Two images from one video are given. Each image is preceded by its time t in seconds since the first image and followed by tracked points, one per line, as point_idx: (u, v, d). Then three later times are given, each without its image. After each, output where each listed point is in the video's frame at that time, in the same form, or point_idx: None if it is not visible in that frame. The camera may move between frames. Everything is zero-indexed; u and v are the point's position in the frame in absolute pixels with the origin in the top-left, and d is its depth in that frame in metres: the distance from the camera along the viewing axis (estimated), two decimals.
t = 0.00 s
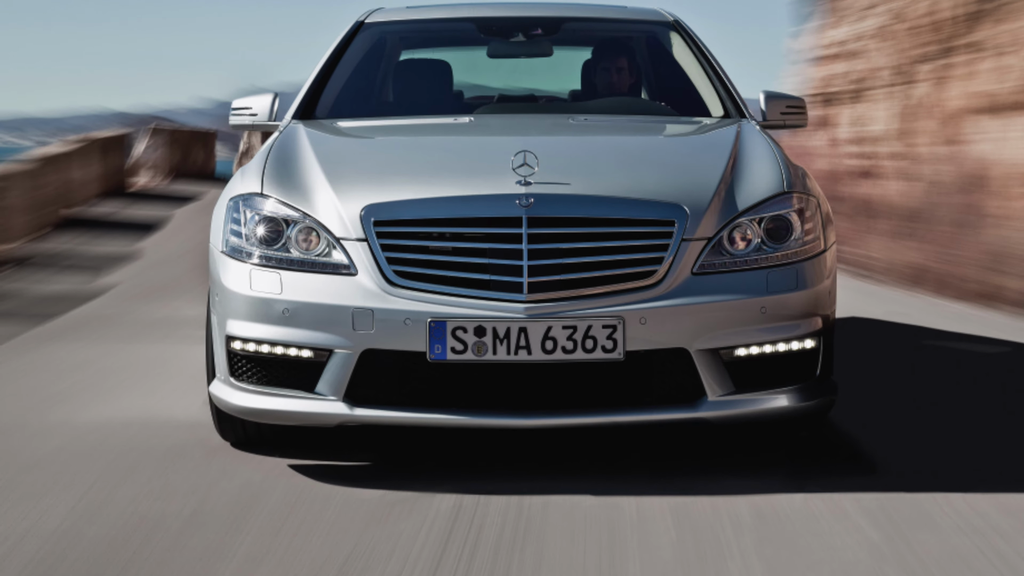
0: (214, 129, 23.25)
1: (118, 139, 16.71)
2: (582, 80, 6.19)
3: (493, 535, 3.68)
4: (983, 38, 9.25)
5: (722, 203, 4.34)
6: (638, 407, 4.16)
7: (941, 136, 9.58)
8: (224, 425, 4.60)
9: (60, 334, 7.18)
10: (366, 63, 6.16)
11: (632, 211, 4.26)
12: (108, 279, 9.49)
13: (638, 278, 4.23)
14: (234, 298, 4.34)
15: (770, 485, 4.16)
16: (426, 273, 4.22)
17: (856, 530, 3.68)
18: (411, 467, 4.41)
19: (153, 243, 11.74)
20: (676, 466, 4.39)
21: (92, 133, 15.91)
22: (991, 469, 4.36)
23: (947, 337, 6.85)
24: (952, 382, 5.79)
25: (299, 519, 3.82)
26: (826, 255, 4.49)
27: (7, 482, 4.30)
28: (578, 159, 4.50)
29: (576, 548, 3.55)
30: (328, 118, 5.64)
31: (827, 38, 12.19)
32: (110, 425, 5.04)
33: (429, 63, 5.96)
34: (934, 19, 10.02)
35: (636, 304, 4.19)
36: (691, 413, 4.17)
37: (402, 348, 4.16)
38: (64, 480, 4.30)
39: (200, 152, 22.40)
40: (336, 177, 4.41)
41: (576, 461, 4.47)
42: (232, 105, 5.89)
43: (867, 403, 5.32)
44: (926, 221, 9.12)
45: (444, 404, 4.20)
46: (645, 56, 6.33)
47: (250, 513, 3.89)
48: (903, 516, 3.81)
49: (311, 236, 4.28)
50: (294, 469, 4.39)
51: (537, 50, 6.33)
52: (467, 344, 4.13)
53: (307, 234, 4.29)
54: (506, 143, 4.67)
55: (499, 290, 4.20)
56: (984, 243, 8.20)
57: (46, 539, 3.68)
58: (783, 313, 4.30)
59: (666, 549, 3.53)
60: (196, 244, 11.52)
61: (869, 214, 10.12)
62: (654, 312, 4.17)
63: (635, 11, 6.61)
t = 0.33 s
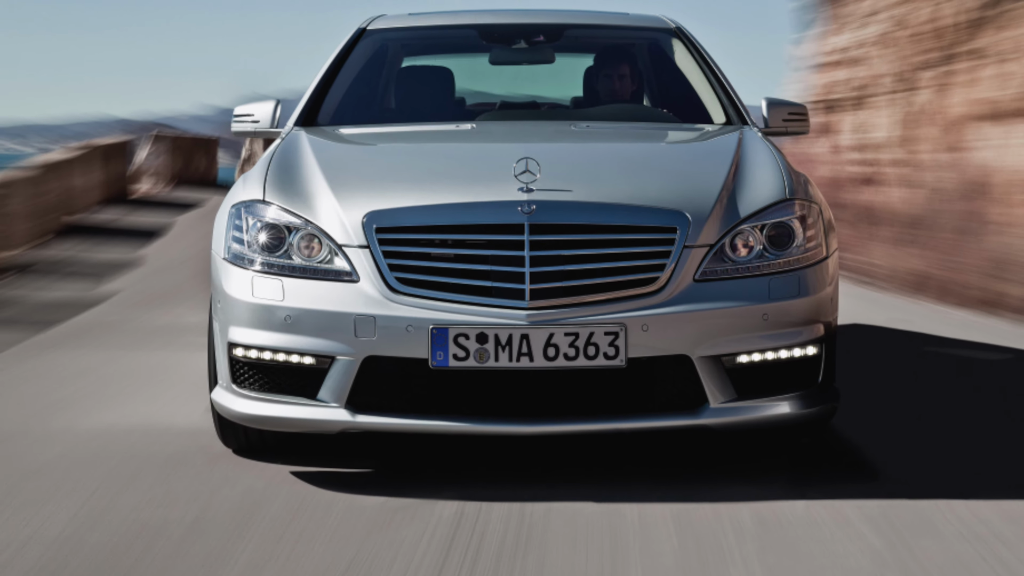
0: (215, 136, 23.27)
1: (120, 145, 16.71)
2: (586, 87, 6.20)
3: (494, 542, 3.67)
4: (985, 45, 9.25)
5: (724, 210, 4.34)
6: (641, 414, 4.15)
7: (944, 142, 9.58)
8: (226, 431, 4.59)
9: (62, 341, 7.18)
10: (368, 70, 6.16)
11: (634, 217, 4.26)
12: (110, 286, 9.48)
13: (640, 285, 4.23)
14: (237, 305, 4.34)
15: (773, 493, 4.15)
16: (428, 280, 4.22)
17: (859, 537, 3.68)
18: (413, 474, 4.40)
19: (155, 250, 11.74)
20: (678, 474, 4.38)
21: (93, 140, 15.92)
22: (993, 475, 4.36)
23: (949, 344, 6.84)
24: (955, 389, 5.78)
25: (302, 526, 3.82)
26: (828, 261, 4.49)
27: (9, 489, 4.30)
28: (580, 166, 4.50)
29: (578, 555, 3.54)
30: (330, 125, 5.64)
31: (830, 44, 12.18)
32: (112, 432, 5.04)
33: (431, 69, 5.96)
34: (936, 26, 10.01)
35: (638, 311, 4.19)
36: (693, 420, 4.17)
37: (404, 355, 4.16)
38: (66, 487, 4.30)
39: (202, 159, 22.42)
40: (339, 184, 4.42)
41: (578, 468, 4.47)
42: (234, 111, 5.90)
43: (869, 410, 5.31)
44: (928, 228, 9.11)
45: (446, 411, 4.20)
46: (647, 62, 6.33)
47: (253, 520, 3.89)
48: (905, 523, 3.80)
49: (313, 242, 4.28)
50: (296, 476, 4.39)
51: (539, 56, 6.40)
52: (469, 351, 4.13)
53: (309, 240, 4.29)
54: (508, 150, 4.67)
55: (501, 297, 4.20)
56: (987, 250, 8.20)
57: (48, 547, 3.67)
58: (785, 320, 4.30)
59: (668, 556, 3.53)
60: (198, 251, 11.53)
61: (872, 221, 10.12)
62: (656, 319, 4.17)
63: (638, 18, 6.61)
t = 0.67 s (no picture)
0: (218, 145, 23.29)
1: (122, 154, 16.73)
2: (588, 96, 6.22)
3: (497, 550, 3.67)
4: (987, 54, 9.26)
5: (727, 218, 4.34)
6: (642, 422, 4.15)
7: (946, 151, 9.57)
8: (228, 440, 4.60)
9: (64, 350, 7.18)
10: (370, 78, 6.18)
11: (636, 226, 4.26)
12: (112, 294, 9.49)
13: (642, 293, 4.23)
14: (239, 314, 4.34)
15: (775, 501, 4.15)
16: (430, 288, 4.22)
17: (861, 545, 3.67)
18: (415, 483, 4.40)
19: (157, 259, 11.75)
20: (681, 482, 4.38)
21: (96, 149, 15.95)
22: (996, 484, 4.35)
23: (952, 353, 6.84)
24: (958, 397, 5.78)
25: (304, 535, 3.82)
26: (831, 270, 4.49)
27: (12, 498, 4.30)
28: (581, 175, 4.51)
29: (581, 563, 3.54)
30: (332, 134, 5.65)
31: (831, 53, 12.19)
32: (114, 441, 5.04)
33: (431, 77, 5.95)
34: (938, 34, 10.02)
35: (640, 319, 4.19)
36: (695, 429, 4.17)
37: (407, 363, 4.16)
38: (69, 495, 4.30)
39: (204, 168, 22.43)
40: (341, 193, 4.42)
41: (580, 476, 4.46)
42: (237, 120, 5.92)
43: (872, 418, 5.31)
44: (931, 237, 9.12)
45: (448, 420, 4.20)
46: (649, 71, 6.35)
47: (255, 528, 3.89)
48: (908, 531, 3.80)
49: (315, 251, 4.29)
50: (298, 484, 4.39)
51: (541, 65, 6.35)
52: (471, 360, 4.13)
53: (311, 249, 4.29)
54: (510, 159, 4.68)
55: (503, 305, 4.20)
56: (990, 258, 8.20)
57: (51, 555, 3.68)
58: (787, 329, 4.30)
59: (670, 564, 3.53)
60: (200, 259, 11.54)
61: (874, 230, 10.12)
62: (658, 328, 4.17)
63: (640, 27, 6.62)
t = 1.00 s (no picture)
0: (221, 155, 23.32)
1: (125, 165, 16.77)
2: (591, 105, 6.20)
3: (500, 560, 3.67)
4: (990, 64, 9.26)
5: (730, 228, 4.35)
6: (646, 433, 4.15)
7: (949, 161, 9.57)
8: (232, 450, 4.60)
9: (67, 360, 7.19)
10: (374, 89, 6.19)
11: (639, 236, 4.27)
12: (115, 305, 9.51)
13: (645, 303, 4.23)
14: (242, 324, 4.35)
15: (778, 511, 4.15)
16: (434, 298, 4.22)
17: (864, 556, 3.67)
18: (418, 493, 4.40)
19: (160, 269, 11.77)
20: (684, 492, 4.38)
21: (99, 159, 15.97)
22: (999, 494, 4.35)
23: (955, 363, 6.84)
24: (961, 408, 5.77)
25: (308, 545, 3.82)
26: (834, 280, 4.49)
27: (14, 508, 4.30)
28: (584, 185, 4.51)
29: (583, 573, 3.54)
30: (335, 144, 5.65)
31: (835, 63, 12.19)
32: (117, 451, 5.05)
33: (435, 87, 5.97)
34: (942, 45, 10.02)
35: (643, 330, 4.19)
36: (698, 439, 4.17)
37: (410, 373, 4.16)
38: (72, 506, 4.30)
39: (207, 178, 22.45)
40: (344, 204, 4.42)
41: (583, 487, 4.46)
42: (240, 131, 5.92)
43: (875, 429, 5.30)
44: (934, 247, 9.12)
45: (450, 431, 4.20)
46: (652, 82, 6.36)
47: (258, 539, 3.89)
48: (911, 542, 3.79)
49: (318, 261, 4.29)
50: (302, 495, 4.39)
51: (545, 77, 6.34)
52: (474, 370, 4.14)
53: (314, 260, 4.30)
54: (514, 170, 4.68)
55: (507, 316, 4.20)
56: (993, 268, 8.20)
57: (54, 565, 3.68)
58: (790, 339, 4.30)
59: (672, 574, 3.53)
60: (203, 270, 11.55)
61: (878, 240, 10.13)
62: (662, 338, 4.17)
63: (643, 37, 6.64)
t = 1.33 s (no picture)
0: (225, 167, 23.35)
1: (129, 177, 16.79)
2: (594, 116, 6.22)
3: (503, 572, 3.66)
4: (994, 76, 9.26)
5: (733, 240, 4.35)
6: (649, 445, 4.15)
7: (952, 173, 9.56)
8: (235, 462, 4.60)
9: (71, 372, 7.19)
10: (377, 100, 6.21)
11: (642, 248, 4.27)
12: (119, 317, 9.51)
13: (649, 315, 4.23)
14: (246, 336, 4.35)
15: (781, 523, 4.14)
16: (437, 310, 4.22)
17: (867, 567, 3.66)
18: (421, 505, 4.40)
19: (163, 281, 11.77)
20: (687, 504, 4.38)
21: (102, 171, 15.99)
22: (1004, 505, 4.35)
23: (958, 375, 6.83)
24: (965, 419, 5.76)
25: (311, 557, 3.82)
26: (837, 292, 4.49)
27: (18, 520, 4.30)
28: (587, 197, 4.51)
29: None
30: (339, 156, 5.66)
31: (837, 75, 12.19)
32: (121, 463, 5.05)
33: (439, 99, 5.98)
34: (945, 56, 10.02)
35: (646, 341, 4.19)
36: (702, 451, 4.16)
37: (413, 386, 4.16)
38: (75, 518, 4.30)
39: (211, 190, 22.48)
40: (347, 216, 4.43)
41: (586, 498, 4.46)
42: (243, 143, 5.92)
43: (878, 441, 5.30)
44: (937, 259, 9.11)
45: (454, 442, 4.20)
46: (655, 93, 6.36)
47: (262, 550, 3.89)
48: (914, 553, 3.79)
49: (322, 273, 4.30)
50: (305, 507, 4.39)
51: (548, 89, 6.31)
52: (478, 382, 4.13)
53: (318, 271, 4.30)
54: (517, 181, 4.68)
55: (510, 327, 4.20)
56: (996, 280, 8.20)
57: None
58: (794, 351, 4.30)
59: None
60: (206, 282, 11.56)
61: (881, 252, 10.12)
62: (665, 350, 4.17)
63: (648, 49, 6.65)
